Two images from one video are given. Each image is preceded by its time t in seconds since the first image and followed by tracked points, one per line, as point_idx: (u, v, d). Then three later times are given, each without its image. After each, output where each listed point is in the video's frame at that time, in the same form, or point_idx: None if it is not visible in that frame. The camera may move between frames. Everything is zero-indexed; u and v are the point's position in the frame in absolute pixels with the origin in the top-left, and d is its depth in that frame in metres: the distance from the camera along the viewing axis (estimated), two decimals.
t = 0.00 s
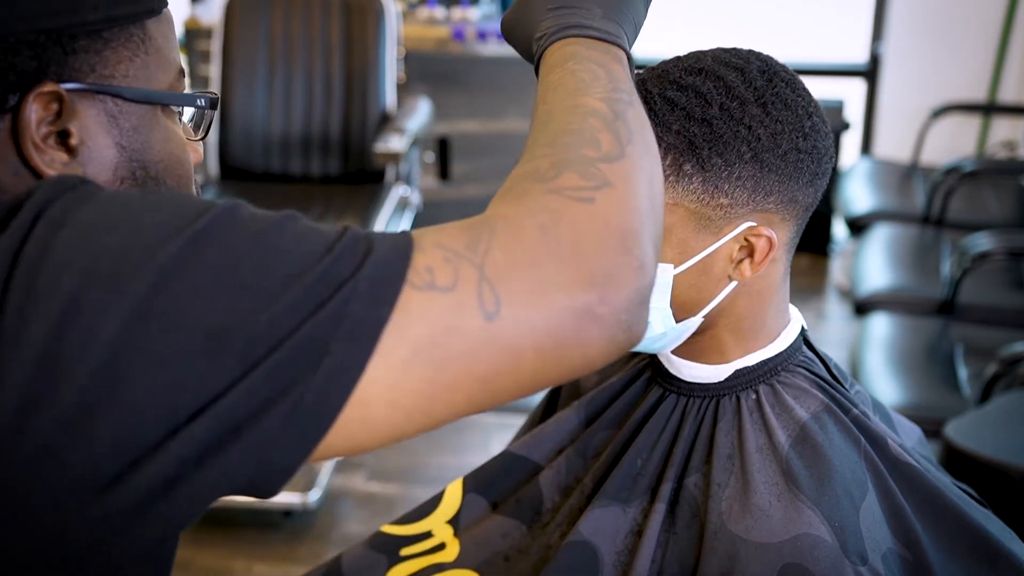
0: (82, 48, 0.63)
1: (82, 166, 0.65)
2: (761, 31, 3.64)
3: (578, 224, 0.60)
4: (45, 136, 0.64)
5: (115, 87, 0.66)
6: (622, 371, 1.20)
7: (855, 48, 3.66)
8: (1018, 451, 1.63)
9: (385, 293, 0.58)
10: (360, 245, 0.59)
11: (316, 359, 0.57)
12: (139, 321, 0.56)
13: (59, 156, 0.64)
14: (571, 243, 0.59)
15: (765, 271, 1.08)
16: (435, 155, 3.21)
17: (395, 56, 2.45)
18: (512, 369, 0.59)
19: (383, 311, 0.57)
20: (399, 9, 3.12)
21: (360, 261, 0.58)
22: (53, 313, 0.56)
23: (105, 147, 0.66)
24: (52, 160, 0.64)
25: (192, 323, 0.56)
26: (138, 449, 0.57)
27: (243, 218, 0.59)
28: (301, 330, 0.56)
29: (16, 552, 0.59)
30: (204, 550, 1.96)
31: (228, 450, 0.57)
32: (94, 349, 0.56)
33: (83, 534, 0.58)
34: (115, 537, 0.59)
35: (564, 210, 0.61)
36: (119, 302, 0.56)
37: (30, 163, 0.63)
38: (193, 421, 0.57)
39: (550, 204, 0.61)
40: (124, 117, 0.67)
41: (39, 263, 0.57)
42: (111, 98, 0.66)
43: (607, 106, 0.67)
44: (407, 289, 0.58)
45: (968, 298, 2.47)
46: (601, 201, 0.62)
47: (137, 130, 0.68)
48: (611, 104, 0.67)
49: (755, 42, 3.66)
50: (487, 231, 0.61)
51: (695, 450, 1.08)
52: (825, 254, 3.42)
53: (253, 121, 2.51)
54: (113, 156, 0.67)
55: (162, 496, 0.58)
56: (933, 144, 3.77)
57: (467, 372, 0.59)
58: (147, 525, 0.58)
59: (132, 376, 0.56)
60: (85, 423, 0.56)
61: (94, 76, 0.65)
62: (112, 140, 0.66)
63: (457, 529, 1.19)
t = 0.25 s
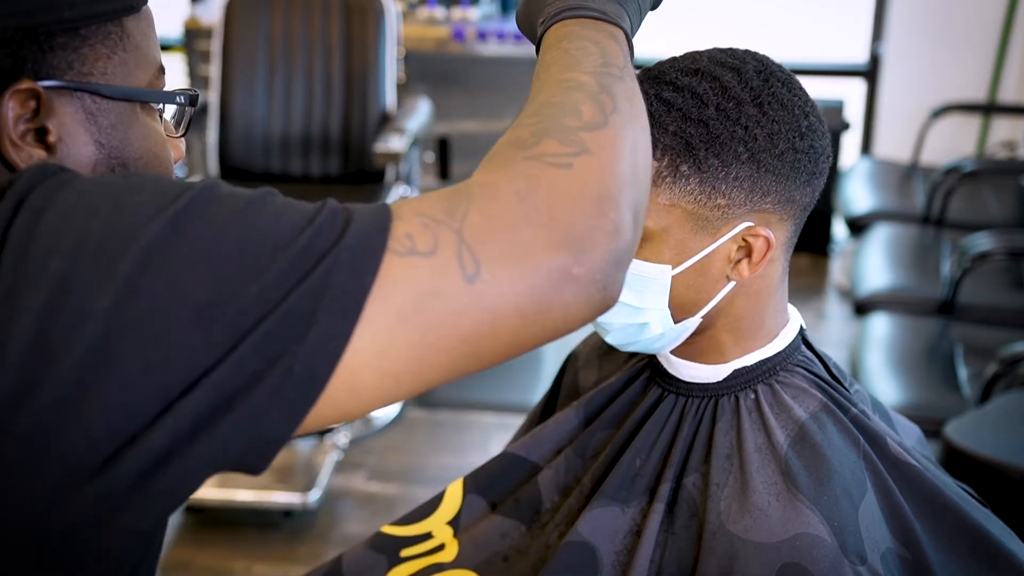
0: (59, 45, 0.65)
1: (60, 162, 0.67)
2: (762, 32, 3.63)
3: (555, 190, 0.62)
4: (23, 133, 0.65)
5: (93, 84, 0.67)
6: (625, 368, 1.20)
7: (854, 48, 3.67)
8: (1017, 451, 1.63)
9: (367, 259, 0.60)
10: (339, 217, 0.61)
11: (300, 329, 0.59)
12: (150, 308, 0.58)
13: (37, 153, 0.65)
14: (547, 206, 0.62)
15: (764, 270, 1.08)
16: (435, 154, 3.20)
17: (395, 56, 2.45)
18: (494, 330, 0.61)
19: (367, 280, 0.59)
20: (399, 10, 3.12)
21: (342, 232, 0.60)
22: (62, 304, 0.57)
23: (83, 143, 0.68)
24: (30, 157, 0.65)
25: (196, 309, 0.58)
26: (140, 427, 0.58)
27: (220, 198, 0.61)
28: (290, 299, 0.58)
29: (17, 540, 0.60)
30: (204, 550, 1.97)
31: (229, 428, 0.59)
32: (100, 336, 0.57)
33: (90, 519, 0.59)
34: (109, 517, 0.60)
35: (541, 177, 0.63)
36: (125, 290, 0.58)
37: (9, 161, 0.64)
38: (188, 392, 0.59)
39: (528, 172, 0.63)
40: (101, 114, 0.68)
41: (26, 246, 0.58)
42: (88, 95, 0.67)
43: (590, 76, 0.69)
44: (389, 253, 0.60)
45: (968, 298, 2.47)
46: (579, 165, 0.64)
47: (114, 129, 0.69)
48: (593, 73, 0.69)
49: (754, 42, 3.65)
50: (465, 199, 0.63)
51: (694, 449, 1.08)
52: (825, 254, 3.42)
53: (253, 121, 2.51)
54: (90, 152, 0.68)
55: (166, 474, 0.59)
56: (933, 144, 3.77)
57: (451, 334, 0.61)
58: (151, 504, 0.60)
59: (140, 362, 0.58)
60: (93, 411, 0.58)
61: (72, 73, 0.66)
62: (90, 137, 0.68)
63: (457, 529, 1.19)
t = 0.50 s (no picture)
0: (42, 46, 0.65)
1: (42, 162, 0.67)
2: (761, 32, 3.62)
3: (535, 174, 0.62)
4: (7, 134, 0.66)
5: (76, 84, 0.67)
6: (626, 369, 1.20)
7: (855, 48, 3.66)
8: (1017, 451, 1.63)
9: (350, 240, 0.59)
10: (323, 203, 0.61)
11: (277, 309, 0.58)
12: (150, 300, 0.59)
13: (19, 152, 0.66)
14: (530, 188, 0.62)
15: (768, 272, 1.08)
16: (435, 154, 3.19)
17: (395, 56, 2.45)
18: (480, 312, 0.61)
19: (351, 257, 0.59)
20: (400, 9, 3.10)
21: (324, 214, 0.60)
22: (67, 298, 0.58)
23: (67, 142, 0.68)
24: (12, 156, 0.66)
25: (194, 301, 0.59)
26: (140, 418, 0.59)
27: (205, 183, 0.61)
28: (274, 274, 0.58)
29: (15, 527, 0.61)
30: (204, 550, 1.97)
31: (224, 419, 0.60)
32: (104, 328, 0.58)
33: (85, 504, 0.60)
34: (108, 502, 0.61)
35: (526, 161, 0.63)
36: (131, 284, 0.58)
37: None
38: (174, 376, 0.59)
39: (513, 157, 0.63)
40: (85, 114, 0.68)
41: (13, 236, 0.59)
42: (72, 95, 0.67)
43: (570, 78, 0.69)
44: (373, 232, 0.60)
45: (968, 298, 2.47)
46: (560, 152, 0.64)
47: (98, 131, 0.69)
48: (574, 75, 0.70)
49: (754, 42, 3.64)
50: (451, 185, 0.63)
51: (696, 449, 1.08)
52: (825, 254, 3.42)
53: (253, 121, 2.51)
54: (74, 151, 0.68)
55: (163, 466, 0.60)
56: (933, 144, 3.77)
57: (438, 316, 0.60)
58: (153, 492, 0.61)
59: (145, 355, 0.59)
60: (87, 397, 0.58)
61: (55, 73, 0.67)
62: (73, 136, 0.68)
63: (457, 528, 1.19)
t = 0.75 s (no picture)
0: (23, 44, 0.66)
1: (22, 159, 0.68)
2: (761, 32, 3.62)
3: (521, 147, 0.63)
4: None
5: (57, 82, 0.67)
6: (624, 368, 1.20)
7: (854, 48, 3.67)
8: (1017, 451, 1.63)
9: (337, 222, 0.60)
10: (307, 183, 0.61)
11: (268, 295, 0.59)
12: (150, 296, 0.59)
13: None
14: (514, 159, 0.62)
15: (764, 271, 1.07)
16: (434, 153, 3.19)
17: (394, 57, 2.45)
18: (467, 285, 0.62)
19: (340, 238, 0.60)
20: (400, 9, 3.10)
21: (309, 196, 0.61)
22: (65, 288, 0.59)
23: (47, 139, 0.68)
24: None
25: (188, 285, 0.59)
26: (141, 403, 0.60)
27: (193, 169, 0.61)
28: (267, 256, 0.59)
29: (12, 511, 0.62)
30: (204, 550, 1.97)
31: (236, 408, 0.61)
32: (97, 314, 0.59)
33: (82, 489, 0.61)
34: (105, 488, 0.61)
35: (511, 137, 0.63)
36: (124, 270, 0.59)
37: None
38: (172, 359, 0.60)
39: (496, 131, 0.64)
40: (67, 112, 0.69)
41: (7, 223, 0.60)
42: (53, 92, 0.68)
43: (574, 51, 0.69)
44: (361, 210, 0.61)
45: (968, 298, 2.47)
46: (548, 124, 0.64)
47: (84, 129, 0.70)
48: (575, 47, 0.69)
49: (754, 41, 3.64)
50: (434, 160, 0.64)
51: (694, 448, 1.08)
52: (825, 254, 3.42)
53: (253, 121, 2.51)
54: (55, 148, 0.69)
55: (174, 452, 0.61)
56: (933, 144, 3.77)
57: (424, 288, 0.61)
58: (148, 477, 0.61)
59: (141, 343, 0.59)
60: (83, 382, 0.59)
61: (36, 70, 0.67)
62: (55, 133, 0.69)
63: (456, 530, 1.20)
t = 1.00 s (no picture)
0: None
1: None
2: (761, 32, 3.61)
3: (500, 148, 0.63)
4: None
5: (30, 78, 0.67)
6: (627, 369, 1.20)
7: (854, 48, 3.66)
8: (1017, 451, 1.63)
9: (313, 215, 0.60)
10: (284, 181, 0.61)
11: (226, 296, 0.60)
12: (135, 290, 0.59)
13: None
14: (492, 161, 0.62)
15: (768, 272, 1.07)
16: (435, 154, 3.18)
17: (394, 56, 2.45)
18: (437, 284, 0.61)
19: (314, 232, 0.60)
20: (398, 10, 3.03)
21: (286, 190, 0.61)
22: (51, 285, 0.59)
23: (21, 137, 0.68)
24: None
25: (170, 279, 0.59)
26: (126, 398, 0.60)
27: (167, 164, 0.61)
28: (227, 263, 0.58)
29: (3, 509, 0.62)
30: (203, 550, 1.97)
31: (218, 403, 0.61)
32: (84, 310, 0.59)
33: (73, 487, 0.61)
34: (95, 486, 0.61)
35: (487, 138, 0.63)
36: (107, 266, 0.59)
37: None
38: (148, 352, 0.60)
39: (474, 133, 0.64)
40: (42, 109, 0.68)
41: None
42: (27, 89, 0.67)
43: (554, 78, 0.68)
44: (338, 203, 0.61)
45: (968, 298, 2.47)
46: (524, 126, 0.64)
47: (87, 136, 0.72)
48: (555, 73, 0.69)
49: (754, 41, 3.63)
50: (417, 159, 0.64)
51: (696, 450, 1.08)
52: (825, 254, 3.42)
53: (253, 121, 2.51)
54: (29, 145, 0.68)
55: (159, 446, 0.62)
56: (933, 144, 3.77)
57: (391, 285, 0.60)
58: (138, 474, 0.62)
59: (125, 338, 0.59)
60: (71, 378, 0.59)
61: (9, 67, 0.67)
62: (29, 130, 0.68)
63: (457, 528, 1.20)
